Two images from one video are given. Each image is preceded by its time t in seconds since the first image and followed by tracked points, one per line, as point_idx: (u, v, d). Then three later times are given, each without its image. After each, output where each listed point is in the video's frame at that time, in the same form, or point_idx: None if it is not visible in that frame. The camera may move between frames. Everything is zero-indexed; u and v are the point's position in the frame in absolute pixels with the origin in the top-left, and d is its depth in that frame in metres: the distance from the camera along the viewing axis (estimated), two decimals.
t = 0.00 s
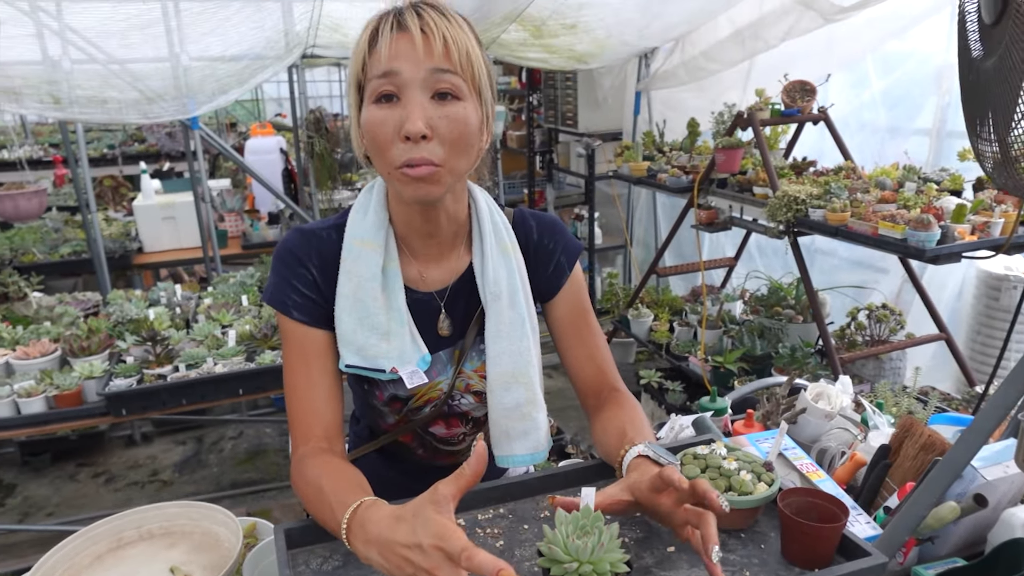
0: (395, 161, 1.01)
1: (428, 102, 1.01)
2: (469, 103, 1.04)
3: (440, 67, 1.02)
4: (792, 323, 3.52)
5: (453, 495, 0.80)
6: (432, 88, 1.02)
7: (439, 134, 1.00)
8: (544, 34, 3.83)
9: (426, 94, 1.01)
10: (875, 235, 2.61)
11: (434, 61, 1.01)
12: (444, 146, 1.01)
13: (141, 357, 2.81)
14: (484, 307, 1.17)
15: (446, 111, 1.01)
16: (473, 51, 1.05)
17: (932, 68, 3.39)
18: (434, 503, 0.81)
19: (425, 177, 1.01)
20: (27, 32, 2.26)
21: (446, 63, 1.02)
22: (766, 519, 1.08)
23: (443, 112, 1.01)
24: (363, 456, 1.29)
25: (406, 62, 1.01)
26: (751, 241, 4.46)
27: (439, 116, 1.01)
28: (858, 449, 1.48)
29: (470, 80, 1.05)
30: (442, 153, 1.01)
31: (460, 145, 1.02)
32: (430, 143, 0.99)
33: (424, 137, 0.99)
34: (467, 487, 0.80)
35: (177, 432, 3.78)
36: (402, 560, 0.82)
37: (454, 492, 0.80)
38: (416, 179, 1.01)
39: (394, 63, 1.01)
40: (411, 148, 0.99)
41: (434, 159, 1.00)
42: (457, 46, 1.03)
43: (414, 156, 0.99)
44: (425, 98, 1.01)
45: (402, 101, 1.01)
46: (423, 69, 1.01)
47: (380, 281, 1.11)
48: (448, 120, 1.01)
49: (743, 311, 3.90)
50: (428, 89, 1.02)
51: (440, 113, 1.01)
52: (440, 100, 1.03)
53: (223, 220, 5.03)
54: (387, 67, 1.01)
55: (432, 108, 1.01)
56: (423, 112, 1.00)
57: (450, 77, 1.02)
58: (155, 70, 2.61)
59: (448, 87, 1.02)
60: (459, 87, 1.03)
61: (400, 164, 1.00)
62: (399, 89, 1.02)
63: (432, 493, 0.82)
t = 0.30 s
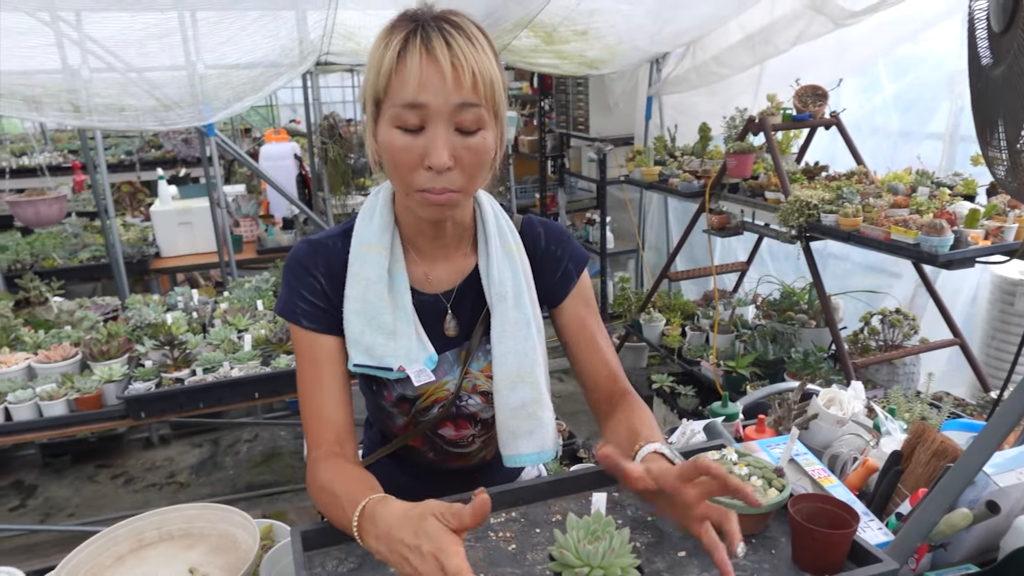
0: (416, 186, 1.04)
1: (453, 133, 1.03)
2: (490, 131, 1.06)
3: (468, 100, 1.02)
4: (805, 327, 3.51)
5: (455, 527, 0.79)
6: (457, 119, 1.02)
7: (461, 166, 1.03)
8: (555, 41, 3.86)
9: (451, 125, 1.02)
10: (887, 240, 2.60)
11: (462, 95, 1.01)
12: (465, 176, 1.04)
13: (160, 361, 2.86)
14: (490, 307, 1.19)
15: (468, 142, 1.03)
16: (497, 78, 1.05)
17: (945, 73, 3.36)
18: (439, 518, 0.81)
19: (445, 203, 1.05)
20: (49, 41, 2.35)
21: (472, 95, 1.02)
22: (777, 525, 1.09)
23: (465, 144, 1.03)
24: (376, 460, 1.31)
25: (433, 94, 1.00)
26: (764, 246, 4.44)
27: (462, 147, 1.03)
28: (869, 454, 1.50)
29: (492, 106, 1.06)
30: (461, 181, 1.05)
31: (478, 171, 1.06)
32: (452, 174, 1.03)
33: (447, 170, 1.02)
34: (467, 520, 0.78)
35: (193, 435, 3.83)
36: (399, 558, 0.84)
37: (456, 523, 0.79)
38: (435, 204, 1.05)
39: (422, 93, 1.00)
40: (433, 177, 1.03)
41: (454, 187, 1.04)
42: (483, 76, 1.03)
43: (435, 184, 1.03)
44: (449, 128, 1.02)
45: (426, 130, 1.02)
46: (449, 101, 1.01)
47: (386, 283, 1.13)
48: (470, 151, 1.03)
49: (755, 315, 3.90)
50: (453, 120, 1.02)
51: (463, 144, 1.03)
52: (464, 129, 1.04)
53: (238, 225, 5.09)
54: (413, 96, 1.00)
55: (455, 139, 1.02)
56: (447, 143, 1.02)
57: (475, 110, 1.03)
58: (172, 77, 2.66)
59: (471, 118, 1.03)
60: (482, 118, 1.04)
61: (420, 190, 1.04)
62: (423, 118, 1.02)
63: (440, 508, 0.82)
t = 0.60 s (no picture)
0: (427, 178, 1.04)
1: (463, 127, 1.03)
2: (497, 122, 1.06)
3: (477, 94, 1.02)
4: (824, 325, 3.45)
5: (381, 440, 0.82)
6: (466, 112, 1.02)
7: (472, 157, 1.04)
8: (570, 39, 3.84)
9: (461, 118, 1.02)
10: (907, 236, 2.56)
11: (471, 89, 1.01)
12: (475, 167, 1.05)
13: (176, 361, 2.89)
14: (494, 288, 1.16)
15: (478, 133, 1.03)
16: (502, 71, 1.05)
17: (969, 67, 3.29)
18: (372, 435, 0.84)
19: (455, 193, 1.06)
20: (68, 44, 2.37)
21: (480, 89, 1.02)
22: (788, 521, 1.07)
23: (475, 135, 1.03)
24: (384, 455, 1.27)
25: (444, 89, 1.00)
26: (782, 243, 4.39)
27: (472, 139, 1.03)
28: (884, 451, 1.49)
29: (498, 98, 1.06)
30: (471, 170, 1.05)
31: (486, 160, 1.06)
32: (463, 164, 1.03)
33: (459, 162, 1.02)
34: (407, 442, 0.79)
35: (211, 435, 3.88)
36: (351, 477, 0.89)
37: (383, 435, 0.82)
38: (446, 195, 1.06)
39: (433, 89, 1.00)
40: (445, 167, 1.03)
41: (465, 176, 1.05)
42: (491, 70, 1.03)
43: (447, 174, 1.03)
44: (459, 121, 1.02)
45: (437, 123, 1.02)
46: (460, 95, 1.01)
47: (392, 265, 1.12)
48: (480, 141, 1.03)
49: (773, 313, 3.85)
50: (463, 113, 1.02)
51: (473, 136, 1.03)
52: (472, 122, 1.04)
53: (255, 226, 5.13)
54: (424, 92, 1.00)
55: (465, 131, 1.02)
56: (458, 135, 1.02)
57: (484, 103, 1.03)
58: (188, 80, 2.69)
59: (480, 110, 1.03)
60: (490, 110, 1.04)
61: (433, 180, 1.04)
62: (434, 112, 1.01)
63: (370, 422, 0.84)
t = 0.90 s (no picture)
0: (425, 172, 1.06)
1: (455, 119, 1.04)
2: (488, 114, 1.08)
3: (465, 87, 1.04)
4: (825, 326, 3.46)
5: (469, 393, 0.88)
6: (457, 105, 1.04)
7: (467, 148, 1.05)
8: (570, 44, 3.86)
9: (452, 111, 1.04)
10: (906, 237, 2.57)
11: (460, 82, 1.03)
12: (470, 157, 1.06)
13: (182, 367, 2.91)
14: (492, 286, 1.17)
15: (470, 125, 1.05)
16: (489, 64, 1.07)
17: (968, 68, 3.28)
18: (454, 387, 0.88)
19: (453, 185, 1.07)
20: (71, 53, 2.39)
21: (469, 82, 1.04)
22: (786, 520, 1.08)
23: (468, 127, 1.05)
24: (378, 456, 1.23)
25: (433, 84, 1.02)
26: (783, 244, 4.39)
27: (465, 131, 1.04)
28: (884, 450, 1.49)
29: (487, 91, 1.08)
30: (467, 163, 1.06)
31: (481, 152, 1.08)
32: (459, 156, 1.05)
33: (454, 153, 1.04)
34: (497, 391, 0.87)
35: (216, 440, 3.90)
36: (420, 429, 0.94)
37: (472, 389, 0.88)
38: (444, 188, 1.07)
39: (422, 84, 1.02)
40: (441, 160, 1.04)
41: (461, 167, 1.06)
42: (477, 63, 1.05)
43: (443, 168, 1.05)
44: (451, 114, 1.04)
45: (430, 119, 1.04)
46: (449, 90, 1.03)
47: (393, 264, 1.14)
48: (473, 133, 1.05)
49: (775, 315, 3.86)
50: (454, 106, 1.04)
51: (465, 128, 1.04)
52: (464, 115, 1.06)
53: (259, 233, 5.16)
54: (415, 88, 1.02)
55: (458, 124, 1.04)
56: (451, 128, 1.03)
57: (473, 95, 1.05)
58: (191, 88, 2.71)
59: (470, 103, 1.05)
60: (480, 103, 1.06)
61: (430, 175, 1.06)
62: (426, 107, 1.03)
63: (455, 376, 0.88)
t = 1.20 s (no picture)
0: (435, 169, 1.06)
1: (465, 117, 1.05)
2: (498, 112, 1.08)
3: (475, 85, 1.04)
4: (839, 324, 3.45)
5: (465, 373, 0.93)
6: (467, 104, 1.05)
7: (476, 145, 1.06)
8: (581, 43, 3.87)
9: (462, 110, 1.05)
10: (920, 234, 2.55)
11: (469, 80, 1.04)
12: (480, 155, 1.07)
13: (198, 366, 2.94)
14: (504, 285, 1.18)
15: (480, 123, 1.06)
16: (499, 62, 1.08)
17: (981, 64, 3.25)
18: (452, 367, 0.93)
19: (463, 182, 1.08)
20: (87, 56, 2.41)
21: (478, 80, 1.05)
22: (801, 519, 1.09)
23: (478, 125, 1.05)
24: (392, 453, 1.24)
25: (443, 81, 1.03)
26: (796, 242, 4.37)
27: (475, 129, 1.05)
28: (899, 449, 1.49)
29: (497, 90, 1.09)
30: (477, 161, 1.07)
31: (491, 151, 1.08)
32: (468, 153, 1.05)
33: (463, 149, 1.04)
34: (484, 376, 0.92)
35: (231, 438, 3.94)
36: (426, 412, 0.99)
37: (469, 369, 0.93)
38: (454, 185, 1.08)
39: (432, 82, 1.03)
40: (450, 158, 1.05)
41: (471, 166, 1.07)
42: (487, 61, 1.05)
43: (453, 165, 1.05)
44: (461, 112, 1.05)
45: (440, 116, 1.05)
46: (459, 88, 1.04)
47: (406, 262, 1.15)
48: (483, 131, 1.06)
49: (788, 313, 3.84)
50: (464, 104, 1.05)
51: (475, 126, 1.05)
52: (473, 113, 1.07)
53: (272, 233, 5.19)
54: (424, 86, 1.03)
55: (467, 122, 1.05)
56: (461, 126, 1.04)
57: (482, 93, 1.06)
58: (205, 89, 2.74)
59: (480, 101, 1.06)
60: (490, 101, 1.07)
61: (440, 173, 1.06)
62: (436, 105, 1.04)
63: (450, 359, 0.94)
